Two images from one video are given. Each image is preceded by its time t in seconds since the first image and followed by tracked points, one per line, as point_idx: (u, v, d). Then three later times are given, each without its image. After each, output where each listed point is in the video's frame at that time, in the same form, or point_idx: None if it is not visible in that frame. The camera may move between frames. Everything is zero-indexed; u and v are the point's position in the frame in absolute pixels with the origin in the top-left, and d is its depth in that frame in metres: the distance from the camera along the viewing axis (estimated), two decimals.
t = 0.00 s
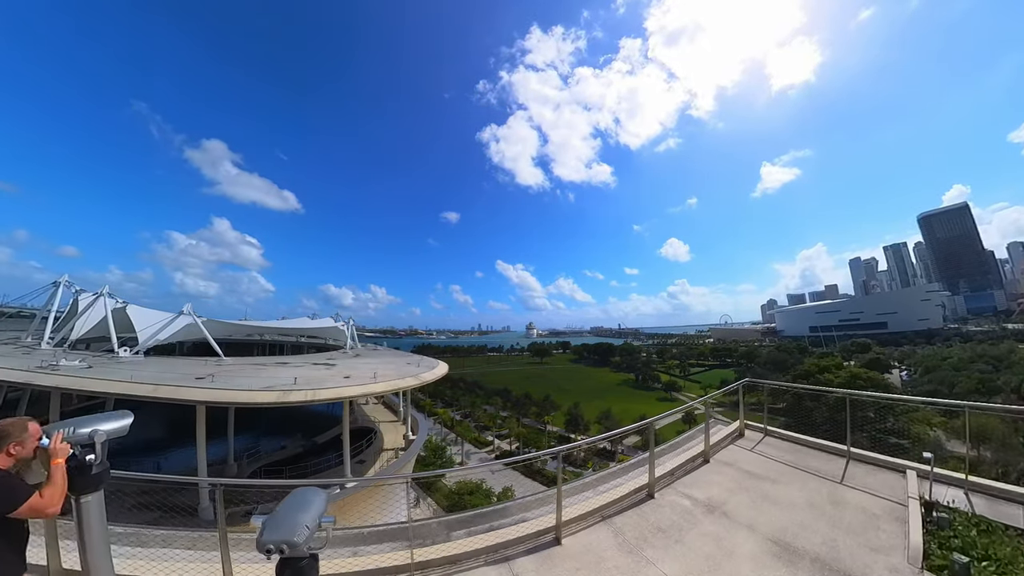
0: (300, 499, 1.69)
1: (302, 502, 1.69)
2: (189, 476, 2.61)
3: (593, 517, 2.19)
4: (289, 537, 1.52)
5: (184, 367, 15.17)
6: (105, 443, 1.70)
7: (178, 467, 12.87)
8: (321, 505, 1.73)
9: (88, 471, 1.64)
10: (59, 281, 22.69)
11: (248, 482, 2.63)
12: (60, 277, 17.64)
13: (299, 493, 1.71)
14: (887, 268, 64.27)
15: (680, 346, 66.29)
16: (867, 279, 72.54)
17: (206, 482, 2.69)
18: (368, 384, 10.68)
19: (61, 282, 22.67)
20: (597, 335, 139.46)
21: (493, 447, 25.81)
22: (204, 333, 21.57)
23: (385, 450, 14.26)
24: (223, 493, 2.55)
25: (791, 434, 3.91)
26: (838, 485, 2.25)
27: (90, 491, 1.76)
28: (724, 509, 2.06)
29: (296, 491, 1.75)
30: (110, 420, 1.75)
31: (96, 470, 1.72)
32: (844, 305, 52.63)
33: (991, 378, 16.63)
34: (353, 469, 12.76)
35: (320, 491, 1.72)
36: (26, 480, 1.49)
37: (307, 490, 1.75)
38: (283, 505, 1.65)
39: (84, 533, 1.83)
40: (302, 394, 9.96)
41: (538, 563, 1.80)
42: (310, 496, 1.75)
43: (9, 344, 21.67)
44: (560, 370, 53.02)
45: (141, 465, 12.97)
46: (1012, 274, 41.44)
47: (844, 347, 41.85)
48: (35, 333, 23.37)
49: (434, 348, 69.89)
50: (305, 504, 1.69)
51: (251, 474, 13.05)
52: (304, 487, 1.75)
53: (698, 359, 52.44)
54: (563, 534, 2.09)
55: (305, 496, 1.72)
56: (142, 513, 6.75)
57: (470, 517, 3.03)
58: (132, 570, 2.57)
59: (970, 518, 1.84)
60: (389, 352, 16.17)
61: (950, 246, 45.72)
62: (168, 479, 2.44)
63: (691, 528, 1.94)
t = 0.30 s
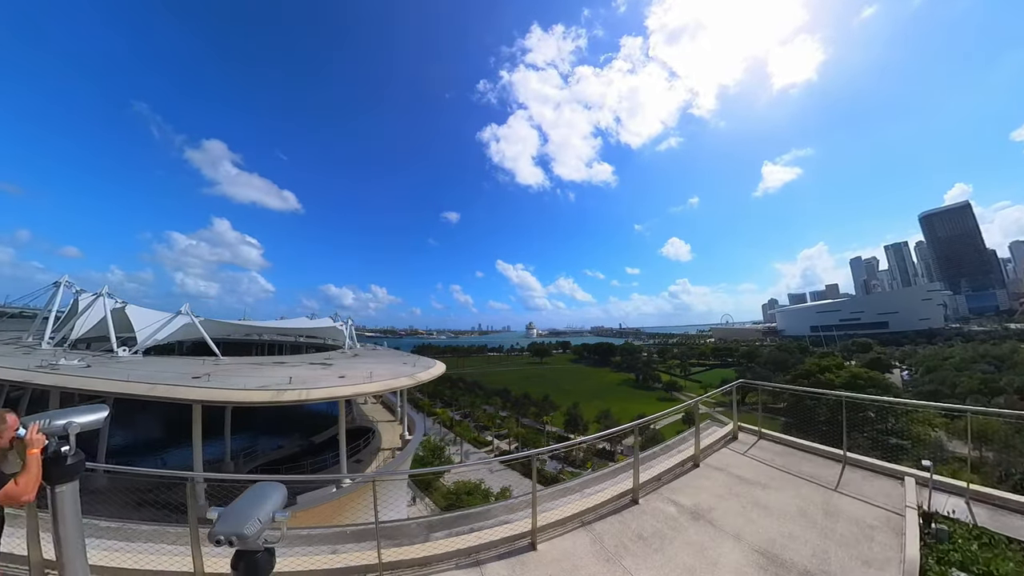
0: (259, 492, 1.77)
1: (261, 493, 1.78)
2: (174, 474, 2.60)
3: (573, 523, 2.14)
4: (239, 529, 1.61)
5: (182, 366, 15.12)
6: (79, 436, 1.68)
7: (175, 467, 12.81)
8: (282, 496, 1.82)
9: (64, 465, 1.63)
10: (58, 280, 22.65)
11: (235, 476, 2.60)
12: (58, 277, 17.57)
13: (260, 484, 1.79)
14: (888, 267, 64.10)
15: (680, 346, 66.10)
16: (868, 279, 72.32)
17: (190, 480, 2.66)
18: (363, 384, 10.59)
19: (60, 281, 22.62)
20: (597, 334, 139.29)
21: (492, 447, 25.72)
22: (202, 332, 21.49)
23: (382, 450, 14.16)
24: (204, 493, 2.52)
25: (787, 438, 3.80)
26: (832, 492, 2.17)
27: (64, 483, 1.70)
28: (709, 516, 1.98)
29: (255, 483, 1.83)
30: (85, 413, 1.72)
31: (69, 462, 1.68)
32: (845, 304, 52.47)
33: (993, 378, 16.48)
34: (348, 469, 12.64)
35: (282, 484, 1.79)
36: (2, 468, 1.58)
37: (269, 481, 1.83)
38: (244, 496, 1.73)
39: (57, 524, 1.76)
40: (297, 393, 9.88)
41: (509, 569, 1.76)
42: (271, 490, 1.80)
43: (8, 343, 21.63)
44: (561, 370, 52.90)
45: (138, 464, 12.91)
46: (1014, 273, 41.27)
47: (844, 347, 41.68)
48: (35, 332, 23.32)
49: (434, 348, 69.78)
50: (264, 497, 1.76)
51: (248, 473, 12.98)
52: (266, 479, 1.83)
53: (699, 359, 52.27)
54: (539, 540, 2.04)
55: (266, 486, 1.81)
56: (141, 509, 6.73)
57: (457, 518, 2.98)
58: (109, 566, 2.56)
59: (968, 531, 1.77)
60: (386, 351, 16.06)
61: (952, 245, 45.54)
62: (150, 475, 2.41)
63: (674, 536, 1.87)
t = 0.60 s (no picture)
0: (228, 493, 1.67)
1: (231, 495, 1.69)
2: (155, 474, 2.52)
3: (557, 532, 2.05)
4: (200, 531, 1.48)
5: (179, 366, 15.02)
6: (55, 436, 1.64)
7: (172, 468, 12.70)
8: (252, 502, 1.73)
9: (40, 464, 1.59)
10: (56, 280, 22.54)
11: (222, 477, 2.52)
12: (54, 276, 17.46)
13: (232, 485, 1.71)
14: (889, 267, 63.97)
15: (681, 345, 65.93)
16: (870, 278, 72.17)
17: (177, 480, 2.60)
18: (359, 385, 10.48)
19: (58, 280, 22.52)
20: (597, 334, 139.16)
21: (491, 447, 25.63)
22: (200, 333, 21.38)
23: (379, 451, 14.03)
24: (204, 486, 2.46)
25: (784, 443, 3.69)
26: (832, 502, 2.07)
27: (41, 482, 1.62)
28: (701, 527, 1.88)
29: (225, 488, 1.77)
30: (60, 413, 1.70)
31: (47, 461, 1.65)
32: (846, 304, 52.35)
33: (995, 378, 16.37)
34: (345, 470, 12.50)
35: (254, 486, 1.70)
36: None
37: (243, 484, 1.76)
38: (214, 496, 1.63)
39: (36, 522, 1.68)
40: (292, 393, 9.77)
41: None
42: (241, 491, 1.69)
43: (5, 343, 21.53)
44: (561, 370, 52.80)
45: (135, 465, 12.79)
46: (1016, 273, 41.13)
47: (846, 347, 41.55)
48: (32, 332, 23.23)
49: (434, 348, 69.69)
50: (233, 498, 1.66)
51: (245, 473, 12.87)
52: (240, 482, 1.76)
53: (700, 359, 52.12)
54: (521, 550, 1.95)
55: (237, 489, 1.72)
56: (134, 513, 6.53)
57: (447, 521, 2.85)
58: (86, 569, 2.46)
59: (974, 549, 1.67)
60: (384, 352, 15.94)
61: (954, 245, 45.38)
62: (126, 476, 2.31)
63: (663, 548, 1.77)
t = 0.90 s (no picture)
0: (186, 497, 1.54)
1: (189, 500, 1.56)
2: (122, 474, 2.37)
3: (547, 544, 1.90)
4: (148, 540, 1.33)
5: (175, 366, 14.86)
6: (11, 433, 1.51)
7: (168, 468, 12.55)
8: (209, 507, 1.59)
9: None
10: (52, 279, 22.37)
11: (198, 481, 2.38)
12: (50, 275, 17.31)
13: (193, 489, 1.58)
14: (891, 266, 63.75)
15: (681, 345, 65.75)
16: (871, 278, 71.96)
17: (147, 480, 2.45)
18: (355, 385, 10.34)
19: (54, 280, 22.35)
20: (598, 334, 139.02)
21: (491, 447, 25.51)
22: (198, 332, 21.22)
23: (377, 451, 13.88)
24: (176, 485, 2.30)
25: (788, 447, 3.56)
26: (840, 512, 1.93)
27: None
28: (700, 540, 1.73)
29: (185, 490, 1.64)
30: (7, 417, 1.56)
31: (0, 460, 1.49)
32: (848, 304, 52.14)
33: (998, 378, 16.22)
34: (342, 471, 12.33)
35: (215, 491, 1.56)
36: None
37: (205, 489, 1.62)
38: (170, 501, 1.50)
39: None
40: (287, 393, 9.63)
41: None
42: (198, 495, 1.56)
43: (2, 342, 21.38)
44: (562, 369, 52.65)
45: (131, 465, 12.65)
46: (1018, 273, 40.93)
47: (848, 347, 41.36)
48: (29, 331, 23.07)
49: (435, 348, 69.52)
50: (190, 504, 1.52)
51: (242, 474, 12.71)
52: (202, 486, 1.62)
53: (701, 359, 51.94)
54: (507, 563, 1.80)
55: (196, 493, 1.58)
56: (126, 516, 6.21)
57: (436, 526, 2.71)
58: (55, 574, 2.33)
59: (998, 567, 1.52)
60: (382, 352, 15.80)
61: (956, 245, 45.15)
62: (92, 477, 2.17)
63: (660, 561, 1.63)
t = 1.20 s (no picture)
0: (143, 507, 1.47)
1: (143, 511, 1.48)
2: (99, 479, 2.25)
3: (540, 556, 1.78)
4: (96, 552, 1.23)
5: (172, 366, 14.73)
6: None
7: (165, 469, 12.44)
8: (162, 518, 1.50)
9: None
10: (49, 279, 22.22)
11: (176, 489, 2.25)
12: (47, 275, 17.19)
13: (140, 498, 1.49)
14: (893, 265, 63.46)
15: (683, 344, 65.54)
16: (873, 277, 71.73)
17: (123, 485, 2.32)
18: (351, 385, 10.23)
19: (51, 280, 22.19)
20: (599, 333, 138.99)
21: (491, 447, 25.39)
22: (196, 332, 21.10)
23: (375, 452, 13.76)
24: (163, 491, 2.20)
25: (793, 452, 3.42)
26: (852, 522, 1.82)
27: None
28: (704, 554, 1.62)
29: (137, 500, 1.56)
30: None
31: None
32: (850, 303, 51.91)
33: (1001, 377, 16.08)
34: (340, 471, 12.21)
35: (167, 501, 1.49)
36: None
37: (154, 497, 1.54)
38: (123, 510, 1.43)
39: None
40: (282, 394, 9.51)
41: None
42: (152, 504, 1.49)
43: None
44: (563, 369, 52.51)
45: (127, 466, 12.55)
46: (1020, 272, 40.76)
47: (849, 346, 41.21)
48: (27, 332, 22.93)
49: (436, 349, 69.36)
50: (147, 513, 1.46)
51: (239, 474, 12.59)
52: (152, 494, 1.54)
53: (703, 358, 51.76)
54: None
55: (150, 505, 1.51)
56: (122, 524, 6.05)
57: (427, 533, 2.58)
58: None
59: None
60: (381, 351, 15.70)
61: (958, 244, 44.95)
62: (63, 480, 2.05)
63: None
